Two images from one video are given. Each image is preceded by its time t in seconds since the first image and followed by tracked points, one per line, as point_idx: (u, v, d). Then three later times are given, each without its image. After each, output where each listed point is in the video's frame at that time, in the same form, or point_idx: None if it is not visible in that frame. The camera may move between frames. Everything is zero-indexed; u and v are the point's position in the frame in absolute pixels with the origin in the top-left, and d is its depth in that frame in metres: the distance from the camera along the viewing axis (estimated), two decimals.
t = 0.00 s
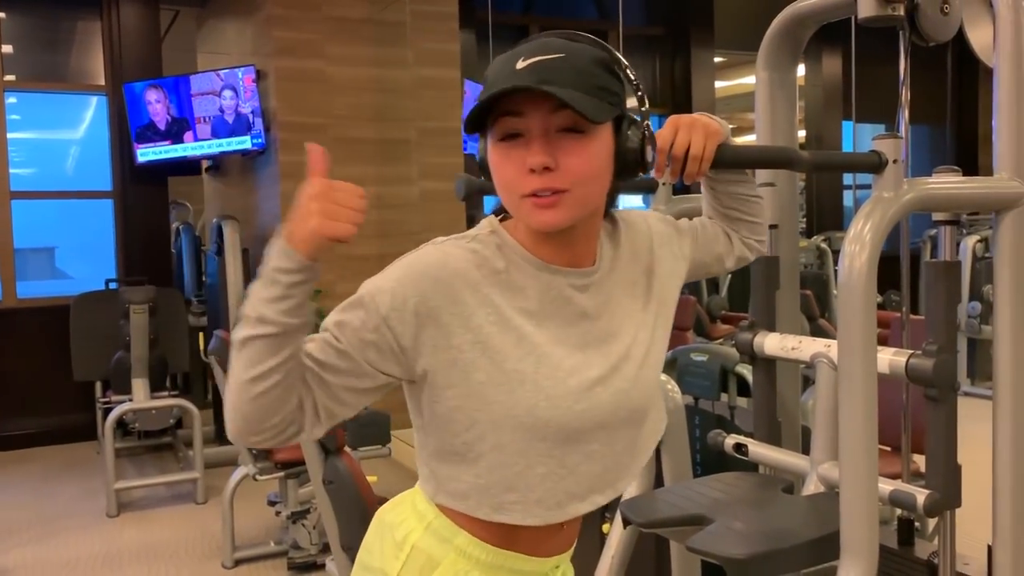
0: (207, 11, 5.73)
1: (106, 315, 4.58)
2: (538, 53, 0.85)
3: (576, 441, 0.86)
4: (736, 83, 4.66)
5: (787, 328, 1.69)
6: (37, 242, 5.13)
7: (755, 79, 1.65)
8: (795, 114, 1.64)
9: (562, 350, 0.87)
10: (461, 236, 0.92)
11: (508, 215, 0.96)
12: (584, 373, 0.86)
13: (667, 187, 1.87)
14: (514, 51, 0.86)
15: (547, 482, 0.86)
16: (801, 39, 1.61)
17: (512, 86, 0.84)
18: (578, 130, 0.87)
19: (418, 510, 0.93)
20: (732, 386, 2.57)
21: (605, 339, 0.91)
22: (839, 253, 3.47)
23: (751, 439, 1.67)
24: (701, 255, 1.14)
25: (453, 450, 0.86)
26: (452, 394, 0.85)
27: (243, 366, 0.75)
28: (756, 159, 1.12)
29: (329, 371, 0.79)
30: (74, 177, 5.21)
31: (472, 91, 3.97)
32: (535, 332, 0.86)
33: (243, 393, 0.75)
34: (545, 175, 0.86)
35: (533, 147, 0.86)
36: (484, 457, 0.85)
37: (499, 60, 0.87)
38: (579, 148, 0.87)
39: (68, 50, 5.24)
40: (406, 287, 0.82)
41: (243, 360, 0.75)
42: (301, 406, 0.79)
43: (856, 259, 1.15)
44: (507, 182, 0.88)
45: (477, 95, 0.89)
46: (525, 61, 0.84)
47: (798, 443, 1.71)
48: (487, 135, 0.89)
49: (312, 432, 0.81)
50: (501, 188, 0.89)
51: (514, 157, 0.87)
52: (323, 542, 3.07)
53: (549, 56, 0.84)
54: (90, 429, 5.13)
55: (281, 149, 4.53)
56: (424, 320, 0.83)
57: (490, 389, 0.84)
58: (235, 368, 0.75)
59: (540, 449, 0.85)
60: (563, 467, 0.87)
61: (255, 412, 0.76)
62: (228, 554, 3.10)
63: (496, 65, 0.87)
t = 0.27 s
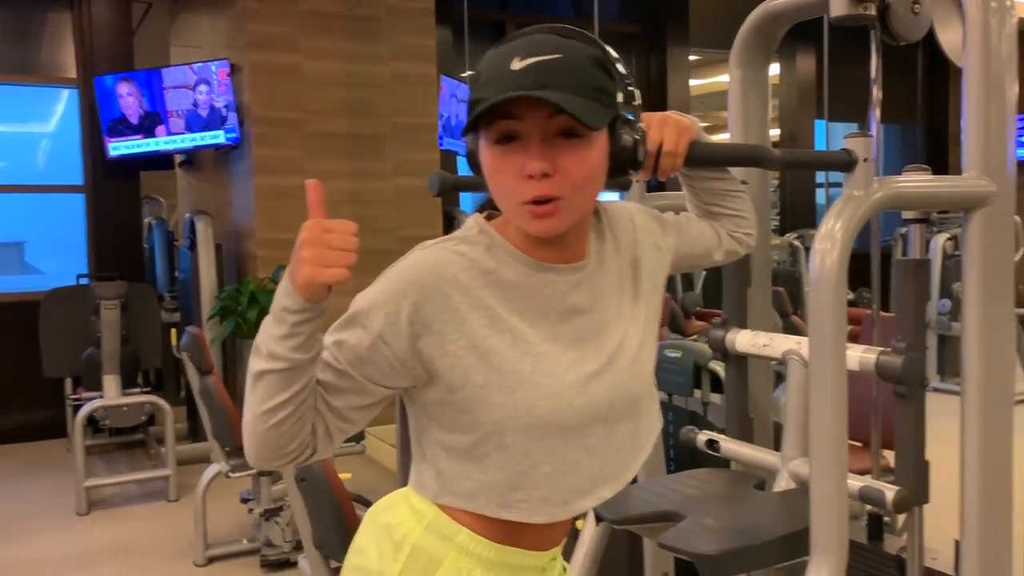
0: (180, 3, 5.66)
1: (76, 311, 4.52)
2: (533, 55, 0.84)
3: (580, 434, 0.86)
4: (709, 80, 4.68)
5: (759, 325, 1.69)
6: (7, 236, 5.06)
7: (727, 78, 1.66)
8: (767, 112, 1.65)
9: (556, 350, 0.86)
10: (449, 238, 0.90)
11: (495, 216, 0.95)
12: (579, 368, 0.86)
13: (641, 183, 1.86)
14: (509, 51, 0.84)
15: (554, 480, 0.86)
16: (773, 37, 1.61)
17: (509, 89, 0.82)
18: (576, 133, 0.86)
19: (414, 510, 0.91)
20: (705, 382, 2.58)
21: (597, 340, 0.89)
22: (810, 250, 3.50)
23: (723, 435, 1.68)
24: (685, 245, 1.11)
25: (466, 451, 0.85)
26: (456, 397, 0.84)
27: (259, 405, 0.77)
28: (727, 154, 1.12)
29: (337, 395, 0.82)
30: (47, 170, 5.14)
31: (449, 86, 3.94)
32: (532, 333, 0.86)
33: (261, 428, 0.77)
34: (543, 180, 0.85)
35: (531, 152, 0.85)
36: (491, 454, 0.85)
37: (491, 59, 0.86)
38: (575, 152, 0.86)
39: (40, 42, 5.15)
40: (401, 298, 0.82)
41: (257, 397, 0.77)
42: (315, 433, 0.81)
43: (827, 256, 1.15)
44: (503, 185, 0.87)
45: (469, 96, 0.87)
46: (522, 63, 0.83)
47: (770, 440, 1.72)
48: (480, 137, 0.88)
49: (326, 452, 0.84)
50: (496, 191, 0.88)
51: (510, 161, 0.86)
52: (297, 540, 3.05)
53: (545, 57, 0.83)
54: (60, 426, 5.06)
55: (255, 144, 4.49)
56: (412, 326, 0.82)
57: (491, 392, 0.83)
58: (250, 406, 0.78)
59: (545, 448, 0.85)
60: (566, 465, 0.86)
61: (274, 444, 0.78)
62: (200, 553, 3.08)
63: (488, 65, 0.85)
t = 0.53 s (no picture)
0: None
1: (42, 305, 4.44)
2: (486, 42, 0.82)
3: (544, 417, 0.85)
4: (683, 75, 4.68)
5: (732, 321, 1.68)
6: None
7: (701, 72, 1.66)
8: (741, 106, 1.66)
9: (519, 334, 0.85)
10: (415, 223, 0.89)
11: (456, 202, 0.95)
12: (542, 353, 0.85)
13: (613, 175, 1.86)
14: (462, 40, 0.83)
15: (515, 466, 0.86)
16: (746, 31, 1.62)
17: (461, 77, 0.81)
18: (529, 119, 0.85)
19: (371, 508, 0.90)
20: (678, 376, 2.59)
21: (558, 323, 0.89)
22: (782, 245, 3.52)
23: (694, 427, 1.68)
24: (642, 243, 1.11)
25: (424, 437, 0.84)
26: (416, 381, 0.83)
27: (225, 395, 0.75)
28: (702, 146, 1.13)
29: (303, 384, 0.80)
30: (12, 161, 5.06)
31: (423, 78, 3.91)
32: (495, 317, 0.85)
33: (224, 418, 0.76)
34: (497, 168, 0.84)
35: (485, 139, 0.85)
36: (453, 441, 0.83)
37: (445, 47, 0.85)
38: (529, 139, 0.85)
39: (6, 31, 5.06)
40: (369, 280, 0.81)
41: (222, 387, 0.75)
42: (282, 422, 0.80)
43: (796, 249, 1.15)
44: (458, 173, 0.86)
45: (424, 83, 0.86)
46: (474, 51, 0.82)
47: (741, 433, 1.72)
48: (436, 124, 0.87)
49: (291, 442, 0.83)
50: (452, 178, 0.88)
51: (465, 149, 0.85)
52: (268, 536, 3.03)
53: (497, 45, 0.82)
54: (27, 422, 4.98)
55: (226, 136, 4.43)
56: (380, 310, 0.81)
57: (454, 375, 0.82)
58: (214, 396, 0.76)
59: (509, 432, 0.84)
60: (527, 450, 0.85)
61: (238, 435, 0.76)
62: (170, 550, 3.04)
63: (442, 53, 0.84)
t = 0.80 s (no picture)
0: None
1: (27, 301, 4.41)
2: (459, 38, 0.82)
3: (503, 413, 0.85)
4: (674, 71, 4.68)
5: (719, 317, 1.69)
6: None
7: (688, 69, 1.66)
8: (728, 104, 1.66)
9: (480, 328, 0.85)
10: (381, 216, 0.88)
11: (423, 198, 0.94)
12: (504, 351, 0.85)
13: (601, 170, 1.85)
14: (434, 36, 0.83)
15: (472, 463, 0.85)
16: (733, 28, 1.62)
17: (434, 73, 0.81)
18: (501, 116, 0.85)
19: (332, 506, 0.89)
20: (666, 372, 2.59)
21: (524, 318, 0.89)
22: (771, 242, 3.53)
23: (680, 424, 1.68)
24: (612, 246, 1.10)
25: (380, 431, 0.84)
26: (377, 375, 0.82)
27: (185, 380, 0.74)
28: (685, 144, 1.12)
29: (264, 375, 0.79)
30: None
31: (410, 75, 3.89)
32: (457, 312, 0.84)
33: (183, 405, 0.75)
34: (470, 162, 0.84)
35: (458, 134, 0.84)
36: (412, 436, 0.83)
37: (417, 43, 0.84)
38: (501, 135, 0.85)
39: None
40: (333, 272, 0.81)
41: (181, 372, 0.74)
42: (241, 411, 0.79)
43: (782, 246, 1.16)
44: (428, 167, 0.86)
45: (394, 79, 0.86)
46: (447, 47, 0.82)
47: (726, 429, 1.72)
48: (406, 119, 0.87)
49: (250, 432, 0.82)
50: (422, 173, 0.87)
51: (437, 144, 0.85)
52: (255, 533, 3.01)
53: (471, 42, 0.82)
54: (12, 418, 4.95)
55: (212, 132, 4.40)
56: (342, 303, 0.81)
57: (415, 370, 0.82)
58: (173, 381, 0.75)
59: (468, 428, 0.84)
60: (488, 446, 0.85)
61: (195, 421, 0.76)
62: (157, 547, 3.03)
63: (413, 48, 0.84)
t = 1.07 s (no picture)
0: None
1: (34, 299, 4.42)
2: (457, 36, 0.82)
3: (486, 410, 0.85)
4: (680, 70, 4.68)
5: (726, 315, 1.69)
6: None
7: (695, 66, 1.65)
8: (734, 102, 1.66)
9: (462, 326, 0.85)
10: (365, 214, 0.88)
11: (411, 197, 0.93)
12: (488, 349, 0.85)
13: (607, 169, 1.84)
14: (430, 32, 0.83)
15: (454, 462, 0.85)
16: (740, 25, 1.61)
17: (434, 69, 0.81)
18: (498, 113, 0.85)
19: (318, 504, 0.90)
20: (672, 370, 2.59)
21: (511, 316, 0.89)
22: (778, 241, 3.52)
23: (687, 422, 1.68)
24: (608, 249, 1.10)
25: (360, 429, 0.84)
26: (358, 372, 0.82)
27: (159, 370, 0.74)
28: (689, 143, 1.11)
29: (243, 368, 0.79)
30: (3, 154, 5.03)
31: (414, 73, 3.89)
32: (439, 309, 0.84)
33: (158, 397, 0.74)
34: (469, 161, 0.84)
35: (457, 132, 0.84)
36: (392, 434, 0.83)
37: (410, 40, 0.84)
38: (499, 133, 0.86)
39: None
40: (315, 268, 0.81)
41: (155, 363, 0.74)
42: (219, 404, 0.78)
43: (790, 244, 1.16)
44: (424, 165, 0.85)
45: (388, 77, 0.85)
46: (444, 44, 0.82)
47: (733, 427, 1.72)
48: (400, 117, 0.86)
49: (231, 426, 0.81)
50: (416, 171, 0.87)
51: (434, 141, 0.84)
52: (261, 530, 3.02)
53: (468, 39, 0.82)
54: (21, 416, 4.97)
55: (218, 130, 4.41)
56: (323, 299, 0.81)
57: (396, 368, 0.82)
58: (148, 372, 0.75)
59: (449, 427, 0.83)
60: (471, 444, 0.85)
61: (171, 415, 0.75)
62: (163, 544, 3.04)
63: (408, 45, 0.83)
